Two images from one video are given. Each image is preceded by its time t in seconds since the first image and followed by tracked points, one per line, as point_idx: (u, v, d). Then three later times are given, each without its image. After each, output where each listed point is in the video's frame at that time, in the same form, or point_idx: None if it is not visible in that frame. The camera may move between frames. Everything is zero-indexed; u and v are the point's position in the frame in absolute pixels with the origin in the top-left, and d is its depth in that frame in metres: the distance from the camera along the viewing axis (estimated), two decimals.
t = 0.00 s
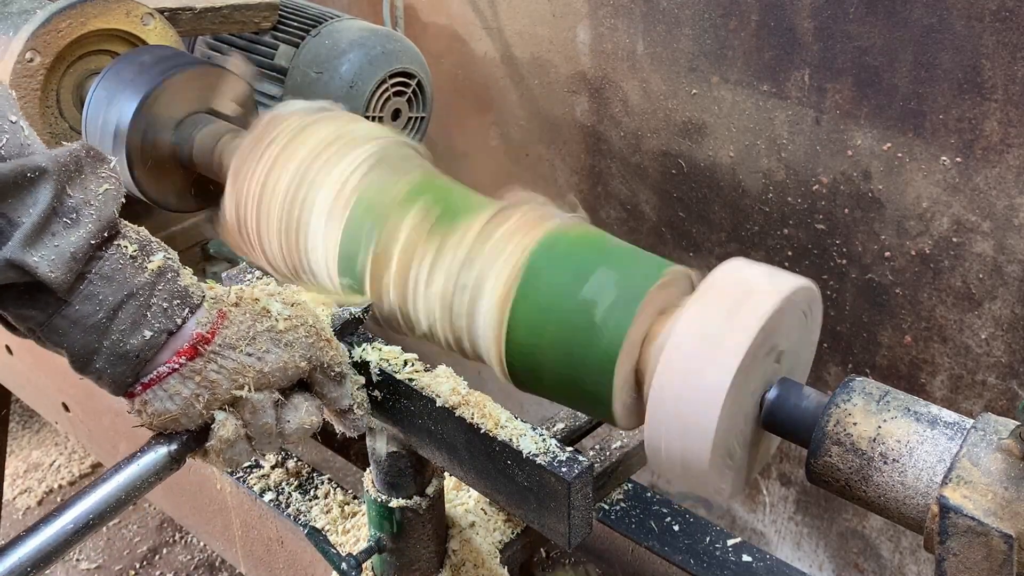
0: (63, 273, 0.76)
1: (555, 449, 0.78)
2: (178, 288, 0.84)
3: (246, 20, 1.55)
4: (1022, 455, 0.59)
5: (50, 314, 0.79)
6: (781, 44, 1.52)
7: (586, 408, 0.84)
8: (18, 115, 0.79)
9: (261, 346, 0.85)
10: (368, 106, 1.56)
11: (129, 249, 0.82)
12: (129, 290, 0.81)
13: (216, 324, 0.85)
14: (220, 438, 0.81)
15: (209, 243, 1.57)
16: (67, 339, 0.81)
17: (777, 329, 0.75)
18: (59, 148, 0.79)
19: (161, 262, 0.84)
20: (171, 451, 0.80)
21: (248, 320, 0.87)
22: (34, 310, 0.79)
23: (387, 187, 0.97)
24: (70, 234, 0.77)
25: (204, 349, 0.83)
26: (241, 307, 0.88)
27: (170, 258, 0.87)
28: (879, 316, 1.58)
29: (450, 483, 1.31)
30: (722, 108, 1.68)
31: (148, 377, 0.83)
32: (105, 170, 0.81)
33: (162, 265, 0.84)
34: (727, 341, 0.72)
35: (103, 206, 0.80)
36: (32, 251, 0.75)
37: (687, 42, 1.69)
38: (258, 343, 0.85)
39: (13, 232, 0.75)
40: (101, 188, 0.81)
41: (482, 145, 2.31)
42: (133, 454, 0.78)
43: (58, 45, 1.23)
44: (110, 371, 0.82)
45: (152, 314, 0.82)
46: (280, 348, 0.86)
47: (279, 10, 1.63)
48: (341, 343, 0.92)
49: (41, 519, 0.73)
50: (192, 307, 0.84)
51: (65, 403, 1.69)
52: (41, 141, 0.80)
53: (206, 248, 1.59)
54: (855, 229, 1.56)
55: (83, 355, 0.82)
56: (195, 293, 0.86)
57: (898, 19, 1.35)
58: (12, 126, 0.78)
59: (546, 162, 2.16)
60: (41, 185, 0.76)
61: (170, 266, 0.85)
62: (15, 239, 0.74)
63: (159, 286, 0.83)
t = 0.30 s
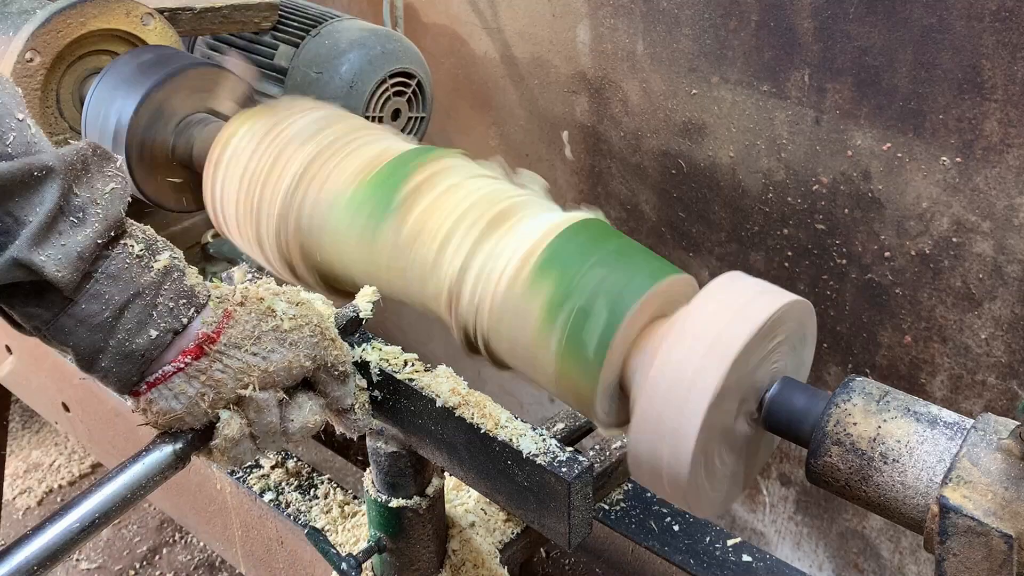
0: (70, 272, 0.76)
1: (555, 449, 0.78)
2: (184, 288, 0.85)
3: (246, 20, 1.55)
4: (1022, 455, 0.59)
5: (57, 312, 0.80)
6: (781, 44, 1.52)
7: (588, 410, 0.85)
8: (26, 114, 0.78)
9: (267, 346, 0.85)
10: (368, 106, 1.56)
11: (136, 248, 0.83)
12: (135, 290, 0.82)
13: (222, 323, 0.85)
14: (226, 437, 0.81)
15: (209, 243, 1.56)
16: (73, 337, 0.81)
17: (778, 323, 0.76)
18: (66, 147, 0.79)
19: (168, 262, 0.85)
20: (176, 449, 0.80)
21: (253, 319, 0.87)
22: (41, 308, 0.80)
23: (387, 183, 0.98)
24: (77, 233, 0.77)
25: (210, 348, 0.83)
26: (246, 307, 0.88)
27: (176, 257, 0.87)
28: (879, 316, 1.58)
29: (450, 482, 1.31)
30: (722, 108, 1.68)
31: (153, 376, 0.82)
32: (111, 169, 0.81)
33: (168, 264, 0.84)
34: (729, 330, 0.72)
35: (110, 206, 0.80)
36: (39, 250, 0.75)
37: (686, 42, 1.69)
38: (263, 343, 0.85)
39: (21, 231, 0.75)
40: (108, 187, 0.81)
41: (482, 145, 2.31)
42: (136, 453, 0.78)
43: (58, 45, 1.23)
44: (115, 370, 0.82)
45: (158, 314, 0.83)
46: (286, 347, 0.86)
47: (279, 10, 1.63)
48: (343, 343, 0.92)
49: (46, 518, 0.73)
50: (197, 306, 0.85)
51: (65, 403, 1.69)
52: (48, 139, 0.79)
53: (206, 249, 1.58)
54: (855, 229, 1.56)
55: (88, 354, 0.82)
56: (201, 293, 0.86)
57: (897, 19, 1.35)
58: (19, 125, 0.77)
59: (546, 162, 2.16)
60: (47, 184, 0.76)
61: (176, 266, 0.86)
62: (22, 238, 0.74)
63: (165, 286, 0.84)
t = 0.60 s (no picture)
0: (70, 273, 0.76)
1: (555, 449, 0.78)
2: (184, 289, 0.85)
3: (246, 20, 1.55)
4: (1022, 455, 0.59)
5: (56, 313, 0.80)
6: (781, 44, 1.52)
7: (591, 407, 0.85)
8: (26, 115, 0.78)
9: (267, 346, 0.85)
10: (368, 106, 1.56)
11: (136, 248, 0.82)
12: (135, 291, 0.82)
13: (222, 325, 0.86)
14: (225, 438, 0.82)
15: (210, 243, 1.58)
16: (73, 338, 0.81)
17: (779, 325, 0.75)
18: (66, 148, 0.78)
19: (168, 262, 0.85)
20: (176, 450, 0.80)
21: (254, 320, 0.87)
22: (40, 309, 0.79)
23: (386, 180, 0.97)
24: (77, 233, 0.77)
25: (210, 349, 0.83)
26: (246, 308, 0.89)
27: (176, 259, 0.87)
28: (879, 316, 1.58)
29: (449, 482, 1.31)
30: (722, 108, 1.68)
31: (153, 376, 0.83)
32: (112, 170, 0.81)
33: (168, 265, 0.85)
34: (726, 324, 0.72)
35: (110, 206, 0.80)
36: (39, 252, 0.75)
37: (686, 42, 1.69)
38: (263, 343, 0.85)
39: (21, 232, 0.75)
40: (109, 188, 0.80)
41: (482, 144, 2.31)
42: (135, 454, 0.79)
43: (58, 45, 1.23)
44: (115, 371, 0.83)
45: (158, 315, 0.83)
46: (285, 348, 0.86)
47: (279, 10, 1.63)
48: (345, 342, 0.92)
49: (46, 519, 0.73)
50: (197, 308, 0.86)
51: (65, 403, 1.69)
52: (48, 139, 0.79)
53: (206, 247, 1.60)
54: (855, 229, 1.56)
55: (88, 354, 0.82)
56: (201, 294, 0.87)
57: (898, 19, 1.35)
58: (20, 125, 0.77)
59: (546, 162, 2.16)
60: (47, 185, 0.76)
61: (176, 266, 0.86)
62: (22, 239, 0.74)
63: (165, 287, 0.84)
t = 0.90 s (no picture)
0: (60, 273, 0.76)
1: (555, 449, 0.78)
2: (176, 288, 0.84)
3: (246, 20, 1.55)
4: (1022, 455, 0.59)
5: (48, 313, 0.79)
6: (781, 44, 1.52)
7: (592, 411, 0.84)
8: (15, 116, 0.80)
9: (259, 345, 0.85)
10: (368, 106, 1.56)
11: (127, 248, 0.82)
12: (127, 290, 0.81)
13: (214, 323, 0.85)
14: (220, 437, 0.81)
15: (210, 243, 1.59)
16: (65, 339, 0.80)
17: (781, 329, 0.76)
18: (55, 148, 0.79)
19: (159, 261, 0.84)
20: (170, 450, 0.80)
21: (245, 318, 0.87)
22: (32, 310, 0.79)
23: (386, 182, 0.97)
24: (68, 233, 0.77)
25: (202, 348, 0.83)
26: (238, 306, 0.88)
27: (167, 257, 0.86)
28: (879, 316, 1.58)
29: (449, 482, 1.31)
30: (722, 108, 1.68)
31: (145, 376, 0.82)
32: (102, 169, 0.81)
33: (160, 264, 0.84)
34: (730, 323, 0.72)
35: (100, 206, 0.80)
36: (29, 252, 0.75)
37: (686, 42, 1.69)
38: (255, 342, 0.85)
39: (12, 232, 0.75)
40: (99, 188, 0.80)
41: (482, 145, 2.32)
42: (131, 453, 0.78)
43: (58, 45, 1.23)
44: (108, 371, 0.82)
45: (150, 314, 0.82)
46: (278, 347, 0.87)
47: (279, 10, 1.63)
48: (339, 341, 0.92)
49: (40, 519, 0.73)
50: (189, 306, 0.85)
51: (65, 403, 1.69)
52: (38, 140, 0.80)
53: (205, 248, 1.61)
54: (855, 229, 1.56)
55: (81, 355, 0.81)
56: (193, 292, 0.86)
57: (897, 19, 1.35)
58: (9, 126, 0.79)
59: (546, 162, 2.16)
60: (38, 185, 0.76)
61: (168, 265, 0.85)
62: (12, 239, 0.74)
63: (157, 286, 0.83)
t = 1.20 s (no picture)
0: (58, 270, 0.77)
1: (555, 449, 0.78)
2: (172, 285, 0.86)
3: (246, 20, 1.55)
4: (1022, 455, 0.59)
5: (45, 310, 0.80)
6: (781, 44, 1.52)
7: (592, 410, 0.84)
8: (10, 114, 0.80)
9: (255, 341, 0.85)
10: (368, 106, 1.56)
11: (123, 245, 0.83)
12: (124, 286, 0.82)
13: (210, 319, 0.86)
14: (215, 432, 0.82)
15: (210, 243, 1.57)
16: (61, 335, 0.81)
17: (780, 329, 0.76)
18: (52, 145, 0.79)
19: (155, 258, 0.85)
20: (166, 445, 0.80)
21: (241, 314, 0.87)
22: (28, 306, 0.79)
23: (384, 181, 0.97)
24: (65, 230, 0.78)
25: (198, 344, 0.83)
26: (233, 302, 0.88)
27: (162, 254, 0.88)
28: (879, 316, 1.58)
29: (449, 482, 1.31)
30: (722, 108, 1.68)
31: (142, 372, 0.83)
32: (97, 167, 0.82)
33: (156, 261, 0.85)
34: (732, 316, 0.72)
35: (97, 203, 0.81)
36: (27, 249, 0.75)
37: (686, 42, 1.69)
38: (251, 338, 0.85)
39: (8, 229, 0.76)
40: (95, 185, 0.81)
41: (482, 144, 2.32)
42: (127, 449, 0.78)
43: (58, 45, 1.23)
44: (105, 367, 0.83)
45: (147, 310, 0.83)
46: (273, 342, 0.86)
47: (279, 10, 1.63)
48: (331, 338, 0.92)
49: (38, 515, 0.73)
50: (186, 303, 0.86)
51: (65, 403, 1.69)
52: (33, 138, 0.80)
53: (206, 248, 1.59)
54: (855, 229, 1.56)
55: (77, 351, 0.82)
56: (188, 290, 0.87)
57: (898, 19, 1.35)
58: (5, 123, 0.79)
59: (546, 162, 2.16)
60: (34, 182, 0.77)
61: (163, 262, 0.86)
62: (10, 236, 0.74)
63: (153, 283, 0.84)
